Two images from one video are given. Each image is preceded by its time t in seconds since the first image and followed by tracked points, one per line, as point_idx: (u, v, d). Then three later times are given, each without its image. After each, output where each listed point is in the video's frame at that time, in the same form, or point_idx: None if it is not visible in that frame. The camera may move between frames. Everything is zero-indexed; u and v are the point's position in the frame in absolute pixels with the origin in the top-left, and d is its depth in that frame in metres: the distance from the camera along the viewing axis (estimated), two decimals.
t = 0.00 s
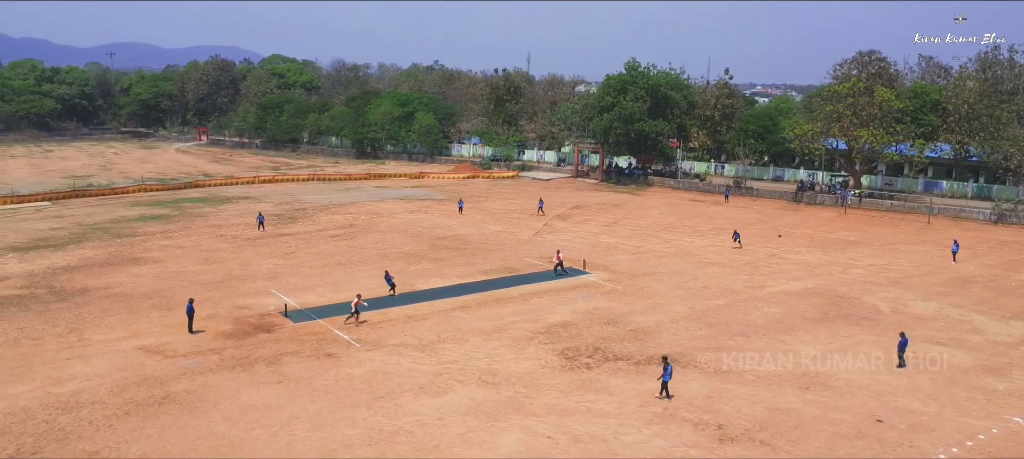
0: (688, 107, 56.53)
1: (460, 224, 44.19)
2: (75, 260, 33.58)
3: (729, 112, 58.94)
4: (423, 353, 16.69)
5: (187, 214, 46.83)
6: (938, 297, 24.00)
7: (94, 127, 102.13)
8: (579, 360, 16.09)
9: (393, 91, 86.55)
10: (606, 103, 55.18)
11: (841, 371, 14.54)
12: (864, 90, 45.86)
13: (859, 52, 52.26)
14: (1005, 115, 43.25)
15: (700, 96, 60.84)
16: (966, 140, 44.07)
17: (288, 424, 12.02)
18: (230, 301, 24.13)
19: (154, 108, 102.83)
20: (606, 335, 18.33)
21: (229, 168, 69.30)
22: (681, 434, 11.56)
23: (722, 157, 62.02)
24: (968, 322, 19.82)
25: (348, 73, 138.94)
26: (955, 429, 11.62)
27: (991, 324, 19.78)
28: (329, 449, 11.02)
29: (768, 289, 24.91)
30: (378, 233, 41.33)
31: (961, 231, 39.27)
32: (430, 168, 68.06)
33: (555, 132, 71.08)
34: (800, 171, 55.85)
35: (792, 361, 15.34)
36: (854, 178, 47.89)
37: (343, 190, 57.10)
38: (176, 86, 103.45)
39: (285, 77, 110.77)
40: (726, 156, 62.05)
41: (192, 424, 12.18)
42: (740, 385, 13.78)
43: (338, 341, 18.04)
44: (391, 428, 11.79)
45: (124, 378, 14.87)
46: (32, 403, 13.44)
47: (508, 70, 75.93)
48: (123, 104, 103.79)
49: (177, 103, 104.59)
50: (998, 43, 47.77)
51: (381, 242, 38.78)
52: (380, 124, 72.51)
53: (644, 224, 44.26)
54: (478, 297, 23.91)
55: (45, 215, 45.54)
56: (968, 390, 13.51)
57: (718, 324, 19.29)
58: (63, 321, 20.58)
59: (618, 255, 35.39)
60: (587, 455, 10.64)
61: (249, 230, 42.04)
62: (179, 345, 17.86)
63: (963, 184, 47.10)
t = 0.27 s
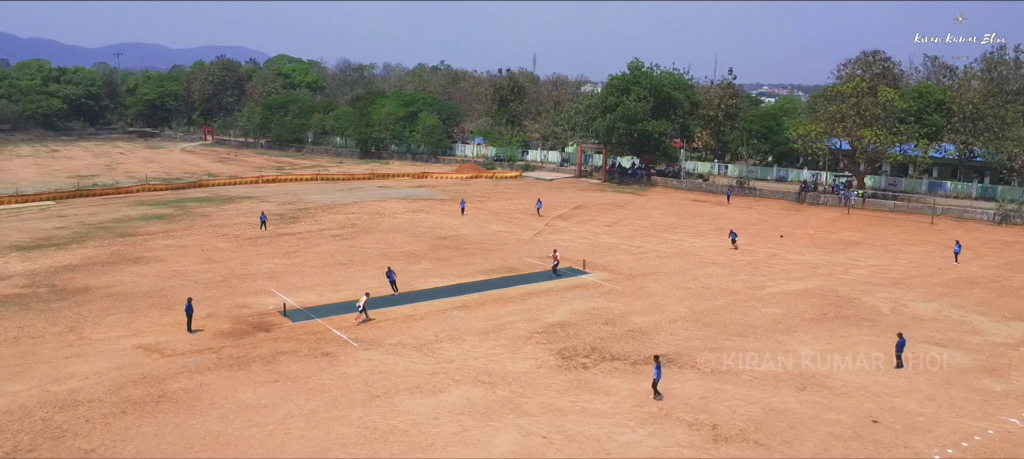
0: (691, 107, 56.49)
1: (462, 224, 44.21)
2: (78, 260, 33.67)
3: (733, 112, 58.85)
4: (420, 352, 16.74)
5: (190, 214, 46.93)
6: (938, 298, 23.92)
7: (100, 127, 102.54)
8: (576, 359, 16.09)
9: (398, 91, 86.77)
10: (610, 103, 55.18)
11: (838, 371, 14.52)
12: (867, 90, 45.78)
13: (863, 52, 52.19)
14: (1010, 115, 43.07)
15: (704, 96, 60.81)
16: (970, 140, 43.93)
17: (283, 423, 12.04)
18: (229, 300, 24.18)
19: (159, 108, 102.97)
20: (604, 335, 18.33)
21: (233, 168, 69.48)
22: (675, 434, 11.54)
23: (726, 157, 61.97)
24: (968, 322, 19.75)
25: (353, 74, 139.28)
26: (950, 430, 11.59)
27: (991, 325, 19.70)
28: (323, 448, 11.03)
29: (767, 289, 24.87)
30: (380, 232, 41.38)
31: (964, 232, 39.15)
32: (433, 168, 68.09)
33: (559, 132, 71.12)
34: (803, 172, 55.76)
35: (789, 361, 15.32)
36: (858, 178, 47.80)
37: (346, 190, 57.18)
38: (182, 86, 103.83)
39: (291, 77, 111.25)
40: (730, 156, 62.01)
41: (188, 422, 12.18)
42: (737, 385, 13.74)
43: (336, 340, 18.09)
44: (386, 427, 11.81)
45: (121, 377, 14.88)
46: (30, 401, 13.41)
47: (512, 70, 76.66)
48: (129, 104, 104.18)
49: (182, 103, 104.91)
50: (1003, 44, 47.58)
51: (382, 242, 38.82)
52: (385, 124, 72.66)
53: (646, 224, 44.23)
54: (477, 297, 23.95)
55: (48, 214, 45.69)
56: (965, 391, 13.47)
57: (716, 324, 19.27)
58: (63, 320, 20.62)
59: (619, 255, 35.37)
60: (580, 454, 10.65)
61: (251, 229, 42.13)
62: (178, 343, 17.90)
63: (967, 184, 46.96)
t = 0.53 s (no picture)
0: (697, 107, 56.31)
1: (466, 224, 44.20)
2: (82, 259, 33.82)
3: (739, 112, 58.66)
4: (419, 352, 16.80)
5: (195, 213, 47.10)
6: (942, 299, 23.78)
7: (109, 126, 103.27)
8: (575, 359, 16.07)
9: (405, 91, 87.00)
10: (615, 103, 55.08)
11: (838, 371, 14.46)
12: (874, 90, 45.57)
13: (870, 52, 51.97)
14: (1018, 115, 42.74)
15: (710, 96, 60.67)
16: (978, 141, 43.65)
17: (280, 422, 12.06)
18: (231, 299, 24.23)
19: (168, 108, 103.10)
20: (603, 335, 18.31)
21: (240, 168, 69.75)
22: (672, 434, 11.51)
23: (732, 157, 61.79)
24: (971, 323, 19.62)
25: (361, 74, 139.67)
26: (949, 432, 11.53)
27: (994, 327, 19.55)
28: (320, 446, 11.05)
29: (769, 290, 24.78)
30: (383, 232, 41.45)
31: (970, 233, 38.89)
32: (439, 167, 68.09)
33: (565, 133, 71.07)
34: (810, 172, 55.55)
35: (788, 362, 15.27)
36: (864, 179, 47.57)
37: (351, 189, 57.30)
38: (191, 86, 104.39)
39: (299, 77, 112.30)
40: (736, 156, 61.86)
41: (186, 420, 12.20)
42: (735, 385, 13.69)
43: (336, 339, 18.13)
44: (383, 426, 11.82)
45: (122, 375, 14.91)
46: (31, 399, 13.45)
47: (518, 70, 76.86)
48: (138, 104, 104.82)
49: (191, 103, 105.44)
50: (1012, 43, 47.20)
51: (386, 242, 38.87)
52: (391, 124, 72.72)
53: (649, 224, 44.14)
54: (478, 297, 23.95)
55: (55, 213, 45.95)
56: (966, 393, 13.37)
57: (716, 325, 19.19)
58: (66, 319, 20.70)
59: (622, 255, 35.30)
60: (576, 454, 10.63)
61: (256, 229, 42.25)
62: (178, 342, 17.95)
63: (974, 185, 46.67)
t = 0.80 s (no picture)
0: (707, 107, 56.11)
1: (473, 224, 44.24)
2: (93, 257, 34.11)
3: (750, 112, 58.38)
4: (422, 351, 16.85)
5: (205, 212, 47.42)
6: (950, 300, 23.56)
7: (123, 126, 104.22)
8: (578, 359, 16.06)
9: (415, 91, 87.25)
10: (625, 104, 54.96)
11: (841, 373, 14.37)
12: (885, 90, 45.26)
13: (882, 52, 51.65)
14: None
15: (720, 96, 60.46)
16: (991, 141, 43.27)
17: (282, 420, 12.12)
18: (238, 298, 24.37)
19: (181, 108, 103.96)
20: (607, 335, 18.29)
21: (251, 167, 70.18)
22: (672, 434, 11.49)
23: (743, 157, 61.57)
24: (979, 325, 19.43)
25: (373, 75, 140.29)
26: (952, 434, 11.43)
27: (1003, 329, 19.36)
28: (320, 444, 11.09)
29: (776, 291, 24.66)
30: (391, 232, 41.56)
31: (981, 234, 38.54)
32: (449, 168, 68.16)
33: (574, 133, 71.04)
34: (821, 173, 55.27)
35: (792, 362, 15.20)
36: (876, 180, 47.25)
37: (361, 189, 57.48)
38: (204, 86, 105.15)
39: (311, 77, 112.88)
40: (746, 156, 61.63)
41: (189, 418, 12.28)
42: (738, 386, 13.63)
43: (340, 338, 18.19)
44: (384, 425, 11.86)
45: (127, 372, 15.03)
46: (37, 396, 13.57)
47: (528, 70, 76.84)
48: (152, 105, 105.70)
49: (204, 103, 106.21)
50: None
51: (393, 241, 38.99)
52: (402, 124, 72.93)
53: (657, 225, 44.02)
54: (484, 297, 23.95)
55: (68, 212, 46.36)
56: (971, 395, 13.25)
57: (721, 325, 19.11)
58: (74, 316, 20.89)
59: (629, 256, 35.22)
60: (575, 454, 10.63)
61: (264, 228, 42.47)
62: (184, 340, 18.08)
63: (988, 186, 46.27)
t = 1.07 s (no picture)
0: (720, 107, 55.81)
1: (483, 224, 44.27)
2: (106, 256, 34.48)
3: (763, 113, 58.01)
4: (428, 350, 16.90)
5: (218, 211, 47.79)
6: (962, 302, 23.28)
7: (140, 126, 105.35)
8: (584, 360, 16.04)
9: (428, 91, 87.56)
10: (637, 104, 54.77)
11: (849, 375, 14.24)
12: (901, 90, 44.81)
13: (897, 52, 51.18)
14: None
15: (734, 96, 60.14)
16: (1007, 142, 42.75)
17: (286, 418, 12.19)
18: (247, 297, 24.54)
19: (197, 108, 104.90)
20: (614, 336, 18.22)
21: (265, 167, 70.68)
22: (675, 435, 11.44)
23: (756, 158, 61.22)
24: (990, 328, 19.19)
25: (388, 75, 140.91)
26: (959, 437, 11.30)
27: (1015, 331, 19.11)
28: (323, 442, 11.14)
29: (785, 292, 24.49)
30: (401, 232, 41.69)
31: (997, 236, 38.08)
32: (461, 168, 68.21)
33: (587, 133, 70.96)
34: (835, 173, 54.86)
35: (799, 364, 15.10)
36: (890, 180, 46.80)
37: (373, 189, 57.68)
38: (220, 86, 106.06)
39: (326, 78, 113.55)
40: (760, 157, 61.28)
41: (194, 415, 12.38)
42: (743, 387, 13.54)
43: (347, 337, 18.27)
44: (387, 423, 11.90)
45: (136, 370, 15.17)
46: (47, 392, 13.74)
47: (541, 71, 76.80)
48: (168, 105, 106.75)
49: (219, 104, 107.11)
50: None
51: (403, 241, 39.10)
52: (415, 125, 73.19)
53: (668, 225, 43.85)
54: (491, 297, 23.92)
55: (83, 211, 46.89)
56: (980, 399, 13.08)
57: (729, 326, 19.00)
58: (86, 314, 21.12)
59: (638, 256, 35.11)
60: (577, 454, 10.62)
61: (276, 228, 42.74)
62: (193, 338, 18.24)
63: (1005, 187, 45.71)
